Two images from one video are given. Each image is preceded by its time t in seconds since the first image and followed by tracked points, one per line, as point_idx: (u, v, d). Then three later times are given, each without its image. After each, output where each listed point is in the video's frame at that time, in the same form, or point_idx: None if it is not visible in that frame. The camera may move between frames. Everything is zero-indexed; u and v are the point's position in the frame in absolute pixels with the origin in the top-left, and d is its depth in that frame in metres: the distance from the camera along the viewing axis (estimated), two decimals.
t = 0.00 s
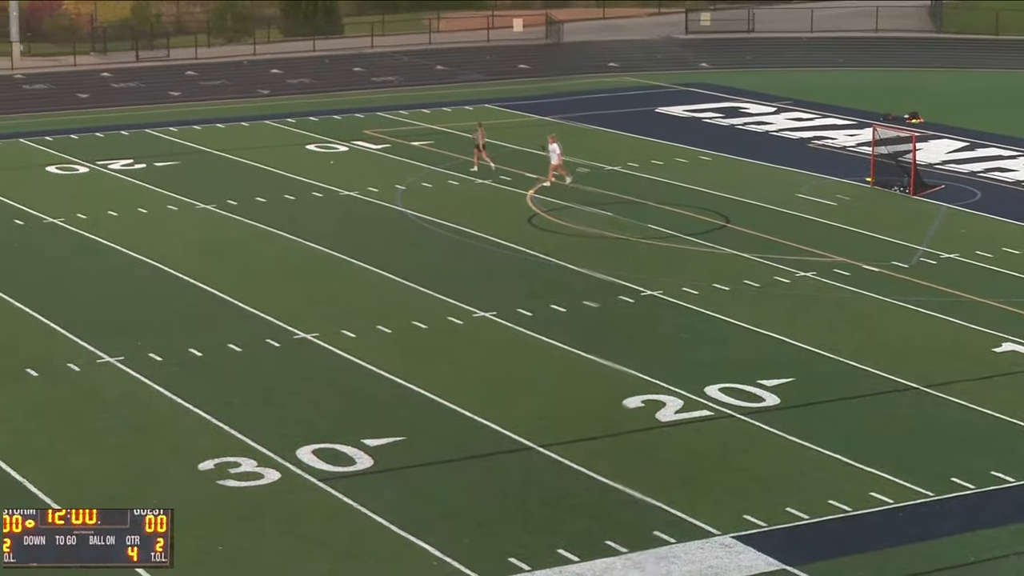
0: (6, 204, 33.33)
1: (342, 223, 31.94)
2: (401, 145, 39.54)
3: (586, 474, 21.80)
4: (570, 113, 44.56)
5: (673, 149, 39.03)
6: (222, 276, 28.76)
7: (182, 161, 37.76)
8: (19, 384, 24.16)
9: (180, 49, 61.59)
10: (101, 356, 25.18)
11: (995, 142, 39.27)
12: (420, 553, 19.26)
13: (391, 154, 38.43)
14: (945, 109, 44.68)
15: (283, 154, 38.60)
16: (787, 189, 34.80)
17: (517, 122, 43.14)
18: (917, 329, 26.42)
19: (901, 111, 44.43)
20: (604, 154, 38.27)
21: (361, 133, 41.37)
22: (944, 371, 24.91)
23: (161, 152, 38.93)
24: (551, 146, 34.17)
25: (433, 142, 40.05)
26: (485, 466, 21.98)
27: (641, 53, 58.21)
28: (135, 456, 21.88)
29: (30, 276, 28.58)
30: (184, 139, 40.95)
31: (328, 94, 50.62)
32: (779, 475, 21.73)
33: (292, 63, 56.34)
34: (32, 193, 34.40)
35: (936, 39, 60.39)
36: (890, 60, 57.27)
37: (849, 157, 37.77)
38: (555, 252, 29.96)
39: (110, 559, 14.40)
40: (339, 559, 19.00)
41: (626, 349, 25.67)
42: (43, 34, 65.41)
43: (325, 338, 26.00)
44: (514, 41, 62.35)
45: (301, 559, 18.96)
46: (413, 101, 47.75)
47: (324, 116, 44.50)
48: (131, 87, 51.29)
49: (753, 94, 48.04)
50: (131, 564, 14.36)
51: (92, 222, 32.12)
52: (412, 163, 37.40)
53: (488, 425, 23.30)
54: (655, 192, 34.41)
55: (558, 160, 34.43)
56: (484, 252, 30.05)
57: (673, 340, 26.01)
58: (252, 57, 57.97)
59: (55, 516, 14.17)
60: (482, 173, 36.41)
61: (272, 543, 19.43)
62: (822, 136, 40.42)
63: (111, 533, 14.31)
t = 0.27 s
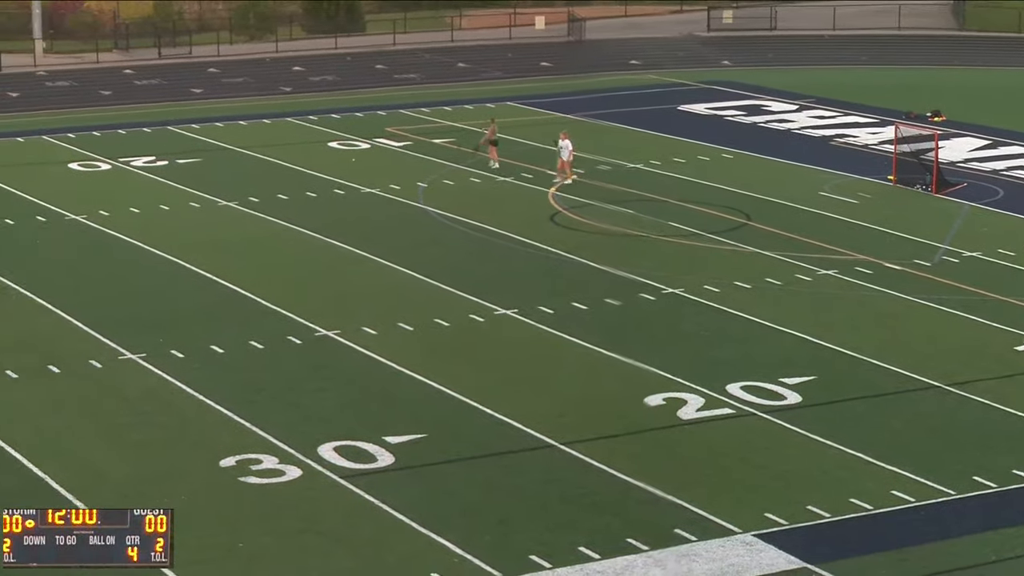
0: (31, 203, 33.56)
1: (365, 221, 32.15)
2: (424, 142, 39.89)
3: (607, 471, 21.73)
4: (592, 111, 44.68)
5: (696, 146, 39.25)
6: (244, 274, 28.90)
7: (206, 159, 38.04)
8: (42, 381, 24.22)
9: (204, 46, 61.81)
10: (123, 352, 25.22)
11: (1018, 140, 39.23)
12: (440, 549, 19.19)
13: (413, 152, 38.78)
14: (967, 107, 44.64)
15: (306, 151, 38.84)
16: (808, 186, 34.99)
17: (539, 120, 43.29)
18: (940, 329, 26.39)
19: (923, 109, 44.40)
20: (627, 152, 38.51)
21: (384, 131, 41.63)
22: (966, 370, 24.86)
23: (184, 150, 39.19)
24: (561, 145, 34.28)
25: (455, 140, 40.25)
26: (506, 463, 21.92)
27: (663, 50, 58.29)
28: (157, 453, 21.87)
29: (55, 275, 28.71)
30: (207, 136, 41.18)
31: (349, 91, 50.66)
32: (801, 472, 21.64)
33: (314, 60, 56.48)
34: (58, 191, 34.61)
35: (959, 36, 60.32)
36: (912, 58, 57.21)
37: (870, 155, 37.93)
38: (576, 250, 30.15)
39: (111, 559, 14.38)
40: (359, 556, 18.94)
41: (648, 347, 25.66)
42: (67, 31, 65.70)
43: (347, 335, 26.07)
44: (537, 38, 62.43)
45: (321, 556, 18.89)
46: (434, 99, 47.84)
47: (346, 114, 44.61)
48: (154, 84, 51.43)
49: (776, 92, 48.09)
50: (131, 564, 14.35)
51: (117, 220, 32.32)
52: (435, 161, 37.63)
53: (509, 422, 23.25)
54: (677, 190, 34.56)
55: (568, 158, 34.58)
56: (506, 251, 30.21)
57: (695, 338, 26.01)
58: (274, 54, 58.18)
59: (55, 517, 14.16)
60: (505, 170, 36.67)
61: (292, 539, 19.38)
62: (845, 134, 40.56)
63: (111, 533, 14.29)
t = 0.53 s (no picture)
0: (52, 200, 33.65)
1: (384, 219, 32.25)
2: (442, 140, 39.97)
3: (626, 469, 21.60)
4: (611, 108, 44.71)
5: (715, 144, 39.33)
6: (262, 272, 28.99)
7: (225, 156, 38.13)
8: (61, 378, 24.25)
9: (222, 44, 61.93)
10: (142, 349, 25.26)
11: None
12: (458, 548, 19.06)
13: (432, 149, 38.84)
14: (986, 106, 44.59)
15: (325, 148, 38.94)
16: (828, 184, 35.06)
17: (557, 117, 43.34)
18: (959, 329, 26.31)
19: (941, 108, 44.38)
20: (645, 150, 38.58)
21: (402, 128, 41.70)
22: (985, 369, 24.79)
23: (203, 147, 39.25)
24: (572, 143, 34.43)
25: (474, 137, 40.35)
26: (525, 460, 21.80)
27: (682, 47, 58.36)
28: (175, 450, 21.83)
29: (74, 273, 28.79)
30: (225, 133, 41.26)
31: (368, 89, 50.71)
32: (820, 470, 21.51)
33: (332, 58, 56.55)
34: (78, 189, 34.70)
35: (978, 35, 60.29)
36: (931, 56, 57.19)
37: (889, 154, 38.03)
38: (595, 247, 30.34)
39: (110, 559, 14.33)
40: (376, 554, 18.84)
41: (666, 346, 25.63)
42: (86, 28, 65.87)
43: (365, 333, 26.12)
44: (556, 36, 62.51)
45: (338, 553, 18.81)
46: (452, 96, 47.88)
47: (365, 111, 44.67)
48: (172, 81, 51.49)
49: (795, 90, 48.11)
50: (132, 564, 14.31)
51: (137, 218, 32.40)
52: (454, 159, 37.70)
53: (527, 419, 23.16)
54: (696, 189, 34.64)
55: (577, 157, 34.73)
56: (525, 249, 30.27)
57: (713, 337, 25.96)
58: (293, 52, 58.31)
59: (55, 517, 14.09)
60: (524, 168, 36.75)
61: (309, 536, 19.29)
62: (863, 133, 40.62)
63: (111, 533, 14.25)
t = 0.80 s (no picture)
0: (68, 198, 33.71)
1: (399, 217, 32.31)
2: (457, 138, 39.98)
3: (640, 467, 21.47)
4: (626, 107, 44.67)
5: (730, 143, 39.33)
6: (278, 270, 29.04)
7: (240, 154, 38.16)
8: (77, 376, 24.26)
9: (238, 43, 62.03)
10: (158, 348, 25.28)
11: None
12: (472, 547, 18.94)
13: (447, 148, 38.84)
14: (1002, 104, 44.50)
15: (340, 147, 38.99)
16: (843, 183, 35.05)
17: (572, 116, 43.34)
18: (976, 329, 26.21)
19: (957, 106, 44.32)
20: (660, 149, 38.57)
21: (417, 126, 41.70)
22: (1002, 368, 24.69)
23: (218, 145, 39.30)
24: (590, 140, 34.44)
25: (489, 136, 40.37)
26: (539, 458, 21.69)
27: (698, 46, 58.36)
28: (190, 448, 21.79)
29: (90, 271, 28.83)
30: (240, 132, 41.30)
31: (383, 88, 50.72)
32: (835, 468, 21.37)
33: (347, 56, 56.59)
34: (95, 187, 34.75)
35: (994, 33, 60.25)
36: (947, 55, 57.16)
37: (905, 152, 38.04)
38: (610, 245, 30.39)
39: (110, 559, 14.77)
40: (390, 551, 18.76)
41: (681, 345, 25.58)
42: (102, 26, 65.98)
43: (380, 330, 26.15)
44: (571, 35, 62.51)
45: (351, 551, 18.73)
46: (467, 95, 47.87)
47: (380, 110, 44.69)
48: (187, 80, 51.52)
49: (810, 89, 48.07)
50: (131, 564, 14.75)
51: (153, 216, 32.46)
52: (468, 158, 37.71)
53: (541, 417, 23.06)
54: (711, 187, 34.64)
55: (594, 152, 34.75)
56: (541, 248, 30.31)
57: (728, 337, 25.90)
58: (308, 50, 58.37)
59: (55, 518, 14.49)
60: (539, 166, 36.74)
61: (321, 535, 19.18)
62: (879, 131, 40.60)
63: (111, 533, 14.67)
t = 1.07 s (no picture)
0: (81, 196, 33.76)
1: (411, 215, 32.34)
2: (470, 137, 39.99)
3: (653, 466, 21.45)
4: (639, 106, 44.67)
5: (742, 141, 39.34)
6: (291, 268, 29.07)
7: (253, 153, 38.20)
8: (90, 373, 24.29)
9: (250, 41, 62.08)
10: (170, 346, 25.31)
11: None
12: (484, 545, 18.93)
13: (459, 146, 38.86)
14: (1015, 104, 44.47)
15: (352, 145, 39.03)
16: (856, 182, 35.04)
17: (585, 114, 43.33)
18: (988, 328, 26.16)
19: (970, 105, 44.27)
20: (672, 147, 38.57)
21: (430, 125, 41.72)
22: (1015, 368, 24.66)
23: (231, 144, 39.35)
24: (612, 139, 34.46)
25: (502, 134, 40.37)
26: (552, 456, 21.66)
27: (711, 44, 58.33)
28: (203, 446, 21.80)
29: (103, 269, 28.87)
30: (252, 130, 41.33)
31: (396, 86, 50.74)
32: (848, 467, 21.33)
33: (359, 55, 56.62)
34: (108, 185, 34.79)
35: (1007, 32, 60.16)
36: (959, 54, 57.10)
37: (918, 151, 38.02)
38: (623, 244, 30.42)
39: (110, 559, 14.98)
40: (402, 550, 18.75)
41: (693, 344, 25.57)
42: (115, 25, 66.02)
43: (393, 329, 26.17)
44: (584, 33, 62.50)
45: (363, 549, 18.72)
46: (479, 94, 47.87)
47: (392, 109, 44.70)
48: (201, 78, 51.55)
49: (822, 88, 48.05)
50: (132, 564, 14.93)
51: (166, 214, 32.50)
52: (481, 156, 37.73)
53: (554, 416, 23.06)
54: (724, 186, 34.64)
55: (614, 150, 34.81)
56: (553, 247, 30.32)
57: (741, 336, 25.87)
58: (321, 49, 58.39)
59: (55, 517, 14.73)
60: (552, 165, 36.74)
61: (333, 533, 19.18)
62: (892, 130, 40.57)
63: (110, 534, 14.89)
